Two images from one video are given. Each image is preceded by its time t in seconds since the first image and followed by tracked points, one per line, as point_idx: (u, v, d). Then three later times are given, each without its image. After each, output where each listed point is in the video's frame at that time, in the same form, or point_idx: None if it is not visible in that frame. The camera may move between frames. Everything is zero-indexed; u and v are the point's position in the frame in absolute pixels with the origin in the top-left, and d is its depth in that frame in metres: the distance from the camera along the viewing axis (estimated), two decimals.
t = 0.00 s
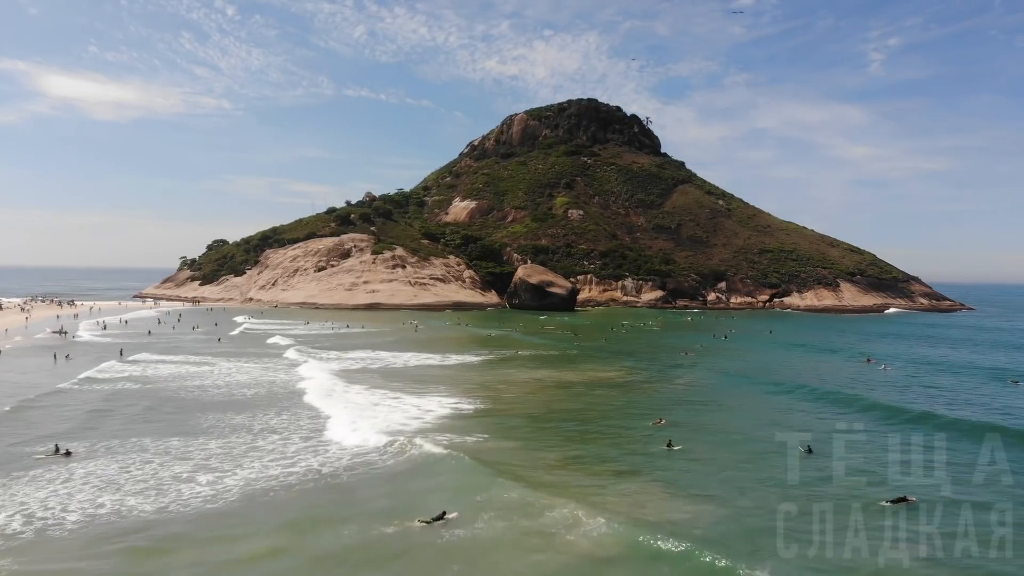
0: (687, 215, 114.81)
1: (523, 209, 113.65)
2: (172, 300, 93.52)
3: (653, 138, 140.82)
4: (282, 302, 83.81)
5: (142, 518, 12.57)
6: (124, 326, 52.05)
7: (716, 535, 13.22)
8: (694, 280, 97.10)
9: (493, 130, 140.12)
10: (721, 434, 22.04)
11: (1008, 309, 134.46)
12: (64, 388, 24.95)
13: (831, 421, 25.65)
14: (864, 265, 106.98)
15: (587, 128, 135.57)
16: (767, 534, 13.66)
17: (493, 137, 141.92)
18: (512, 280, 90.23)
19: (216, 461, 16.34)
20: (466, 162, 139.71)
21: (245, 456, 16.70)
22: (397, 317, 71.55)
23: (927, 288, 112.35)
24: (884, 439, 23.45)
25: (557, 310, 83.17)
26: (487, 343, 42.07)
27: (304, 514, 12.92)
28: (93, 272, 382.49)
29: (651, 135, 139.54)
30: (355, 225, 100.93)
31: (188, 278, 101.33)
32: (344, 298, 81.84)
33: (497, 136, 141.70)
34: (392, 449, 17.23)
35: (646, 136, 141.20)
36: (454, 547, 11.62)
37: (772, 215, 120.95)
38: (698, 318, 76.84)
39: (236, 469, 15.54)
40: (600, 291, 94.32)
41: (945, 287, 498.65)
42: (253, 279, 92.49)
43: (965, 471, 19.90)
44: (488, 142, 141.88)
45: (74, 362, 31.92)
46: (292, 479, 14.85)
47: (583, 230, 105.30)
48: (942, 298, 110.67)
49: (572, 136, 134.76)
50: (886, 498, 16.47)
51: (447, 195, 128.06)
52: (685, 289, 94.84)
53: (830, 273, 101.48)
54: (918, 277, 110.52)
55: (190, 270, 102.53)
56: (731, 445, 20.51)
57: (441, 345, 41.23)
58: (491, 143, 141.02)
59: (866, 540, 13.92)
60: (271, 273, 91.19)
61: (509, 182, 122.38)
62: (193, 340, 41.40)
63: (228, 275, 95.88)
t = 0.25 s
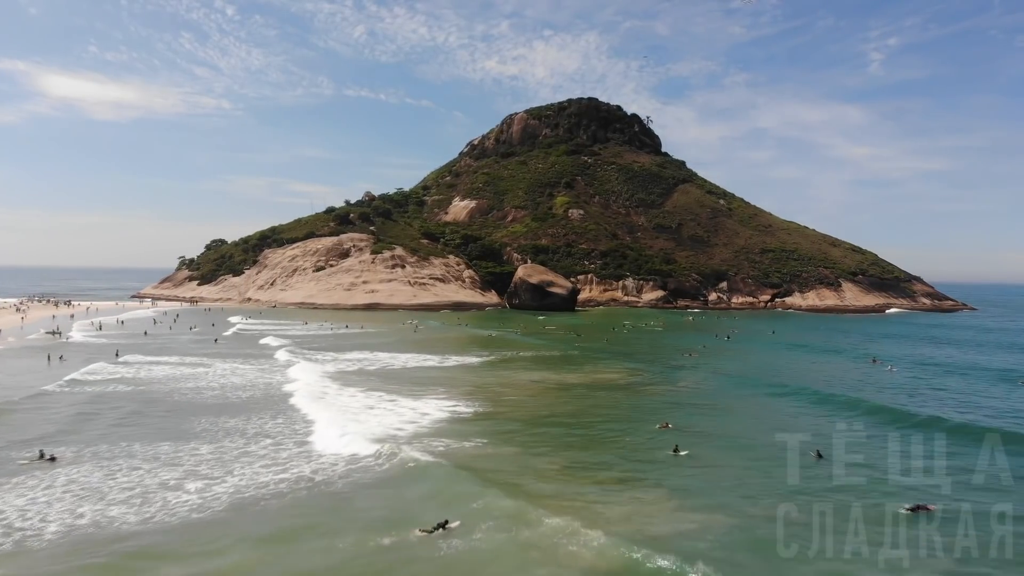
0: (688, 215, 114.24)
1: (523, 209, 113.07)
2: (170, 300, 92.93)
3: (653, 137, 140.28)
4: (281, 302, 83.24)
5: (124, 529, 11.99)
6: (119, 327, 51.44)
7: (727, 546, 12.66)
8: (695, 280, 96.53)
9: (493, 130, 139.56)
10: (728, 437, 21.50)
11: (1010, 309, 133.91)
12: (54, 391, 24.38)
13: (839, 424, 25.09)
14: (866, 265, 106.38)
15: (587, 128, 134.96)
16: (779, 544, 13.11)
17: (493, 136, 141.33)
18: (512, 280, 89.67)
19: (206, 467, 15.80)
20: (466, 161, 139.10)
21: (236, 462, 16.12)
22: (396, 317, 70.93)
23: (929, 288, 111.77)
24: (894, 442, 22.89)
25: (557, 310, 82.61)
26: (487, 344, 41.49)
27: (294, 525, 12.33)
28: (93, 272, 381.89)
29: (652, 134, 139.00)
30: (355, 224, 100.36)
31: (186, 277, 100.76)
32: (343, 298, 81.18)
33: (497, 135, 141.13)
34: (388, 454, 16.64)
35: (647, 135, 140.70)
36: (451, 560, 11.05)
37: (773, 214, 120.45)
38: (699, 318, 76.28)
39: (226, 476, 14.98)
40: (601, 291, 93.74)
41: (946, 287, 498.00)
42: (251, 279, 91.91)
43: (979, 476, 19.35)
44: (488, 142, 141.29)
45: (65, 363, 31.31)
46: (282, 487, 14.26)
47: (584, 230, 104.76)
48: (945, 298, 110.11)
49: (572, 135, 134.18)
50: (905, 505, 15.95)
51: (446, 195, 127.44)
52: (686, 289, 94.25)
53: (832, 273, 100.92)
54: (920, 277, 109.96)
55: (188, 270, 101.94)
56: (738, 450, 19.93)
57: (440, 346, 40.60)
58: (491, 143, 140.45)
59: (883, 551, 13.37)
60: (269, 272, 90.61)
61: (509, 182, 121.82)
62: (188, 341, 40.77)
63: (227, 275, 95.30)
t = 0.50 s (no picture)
0: (689, 215, 113.72)
1: (523, 208, 112.54)
2: (168, 300, 92.35)
3: (654, 136, 139.73)
4: (279, 302, 82.70)
5: (103, 540, 11.43)
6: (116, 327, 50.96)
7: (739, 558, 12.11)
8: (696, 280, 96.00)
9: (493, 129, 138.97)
10: (735, 441, 20.94)
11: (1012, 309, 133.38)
12: (44, 394, 23.85)
13: (847, 427, 24.55)
14: (867, 265, 105.84)
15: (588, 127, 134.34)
16: (791, 555, 12.57)
17: (493, 135, 140.75)
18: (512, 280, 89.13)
19: (194, 474, 15.25)
20: (466, 161, 138.55)
21: (225, 469, 15.55)
22: (395, 317, 70.41)
23: (931, 288, 111.23)
24: (905, 446, 22.35)
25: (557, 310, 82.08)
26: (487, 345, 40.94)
27: (283, 536, 11.76)
28: (92, 272, 381.02)
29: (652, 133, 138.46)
30: (354, 224, 99.78)
31: (184, 278, 100.17)
32: (341, 298, 80.60)
33: (497, 134, 140.55)
34: (383, 460, 16.06)
35: (647, 134, 140.21)
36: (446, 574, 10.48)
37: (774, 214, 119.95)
38: (700, 318, 75.77)
39: (215, 484, 14.40)
40: (601, 291, 93.19)
41: (946, 286, 497.49)
42: (249, 279, 91.33)
43: (994, 482, 18.80)
44: (487, 141, 140.73)
45: (58, 365, 30.80)
46: (272, 495, 13.67)
47: (584, 230, 104.21)
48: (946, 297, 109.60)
49: (572, 134, 133.57)
50: (925, 513, 15.46)
51: (446, 194, 126.90)
52: (687, 289, 93.68)
53: (834, 273, 100.38)
54: (922, 277, 109.46)
55: (186, 270, 101.35)
56: (745, 455, 19.39)
57: (439, 346, 40.08)
58: (491, 142, 139.94)
59: (902, 563, 12.83)
60: (268, 272, 90.05)
61: (509, 181, 121.25)
62: (184, 341, 40.28)
63: (225, 275, 94.74)
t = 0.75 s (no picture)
0: (690, 214, 113.18)
1: (523, 208, 112.03)
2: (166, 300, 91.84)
3: (655, 135, 139.20)
4: (277, 302, 82.17)
5: (79, 553, 10.91)
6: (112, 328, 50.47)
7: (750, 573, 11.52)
8: (697, 280, 95.42)
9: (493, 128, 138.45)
10: (743, 446, 20.34)
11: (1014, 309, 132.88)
12: (33, 396, 23.33)
13: (854, 430, 23.96)
14: (869, 264, 105.30)
15: (588, 126, 133.75)
16: (807, 568, 12.01)
17: (493, 135, 140.21)
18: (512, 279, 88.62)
19: (183, 481, 14.72)
20: (466, 160, 137.98)
21: (214, 476, 15.02)
22: (394, 317, 69.88)
23: (933, 288, 110.67)
24: (915, 451, 21.78)
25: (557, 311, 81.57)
26: (487, 346, 40.43)
27: (271, 548, 11.21)
28: (91, 272, 381.32)
29: (653, 132, 137.93)
30: (353, 223, 99.29)
31: (183, 277, 99.68)
32: (340, 298, 80.04)
33: (497, 134, 140.03)
34: (379, 467, 15.47)
35: (648, 134, 139.70)
36: None
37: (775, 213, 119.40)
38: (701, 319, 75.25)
39: (202, 492, 13.87)
40: (602, 291, 92.63)
41: (946, 286, 496.96)
42: (248, 279, 90.81)
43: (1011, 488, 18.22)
44: (487, 140, 140.23)
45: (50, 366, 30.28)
46: (262, 503, 13.10)
47: (585, 229, 103.72)
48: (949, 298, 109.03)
49: (573, 134, 133.03)
50: (944, 522, 14.89)
51: (446, 194, 126.36)
52: (688, 289, 93.15)
53: (836, 272, 99.86)
54: (924, 277, 108.91)
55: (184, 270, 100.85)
56: (753, 460, 18.80)
57: (438, 347, 39.55)
58: (490, 141, 139.45)
59: None
60: (266, 272, 89.53)
61: (509, 180, 120.78)
62: (179, 341, 39.78)
63: (223, 275, 94.22)
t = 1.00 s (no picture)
0: (691, 214, 112.61)
1: (524, 207, 111.47)
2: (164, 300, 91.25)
3: (655, 135, 138.63)
4: (276, 302, 81.58)
5: (58, 566, 10.34)
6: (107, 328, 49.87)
7: None
8: (698, 280, 94.83)
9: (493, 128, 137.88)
10: (751, 452, 19.76)
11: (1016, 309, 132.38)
12: (21, 399, 22.76)
13: (863, 433, 23.39)
14: (871, 264, 104.78)
15: (589, 125, 133.18)
16: None
17: (492, 134, 139.66)
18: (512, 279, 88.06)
19: (170, 488, 14.15)
20: (466, 159, 137.34)
21: (202, 483, 14.44)
22: (393, 317, 69.30)
23: (935, 288, 110.14)
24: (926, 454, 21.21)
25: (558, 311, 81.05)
26: (487, 346, 39.88)
27: (259, 561, 10.63)
28: (89, 272, 380.74)
29: (653, 132, 137.39)
30: (352, 223, 98.71)
31: (181, 277, 99.10)
32: (339, 298, 79.43)
33: (497, 133, 139.46)
34: (374, 474, 14.90)
35: (648, 133, 139.13)
36: None
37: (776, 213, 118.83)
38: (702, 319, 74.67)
39: (190, 500, 13.28)
40: (602, 291, 92.05)
41: (947, 286, 496.31)
42: (246, 279, 90.23)
43: None
44: (487, 140, 139.66)
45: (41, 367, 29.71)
46: (253, 512, 12.53)
47: (585, 229, 103.19)
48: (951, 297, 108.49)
49: (573, 133, 132.46)
50: (964, 531, 14.31)
51: (446, 193, 125.77)
52: (689, 289, 92.61)
53: (837, 272, 99.33)
54: (926, 277, 108.39)
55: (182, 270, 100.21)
56: (762, 466, 18.21)
57: (437, 348, 38.96)
58: (490, 141, 138.87)
59: None
60: (265, 272, 88.96)
61: (509, 180, 120.22)
62: (174, 342, 39.21)
63: (221, 275, 93.63)
